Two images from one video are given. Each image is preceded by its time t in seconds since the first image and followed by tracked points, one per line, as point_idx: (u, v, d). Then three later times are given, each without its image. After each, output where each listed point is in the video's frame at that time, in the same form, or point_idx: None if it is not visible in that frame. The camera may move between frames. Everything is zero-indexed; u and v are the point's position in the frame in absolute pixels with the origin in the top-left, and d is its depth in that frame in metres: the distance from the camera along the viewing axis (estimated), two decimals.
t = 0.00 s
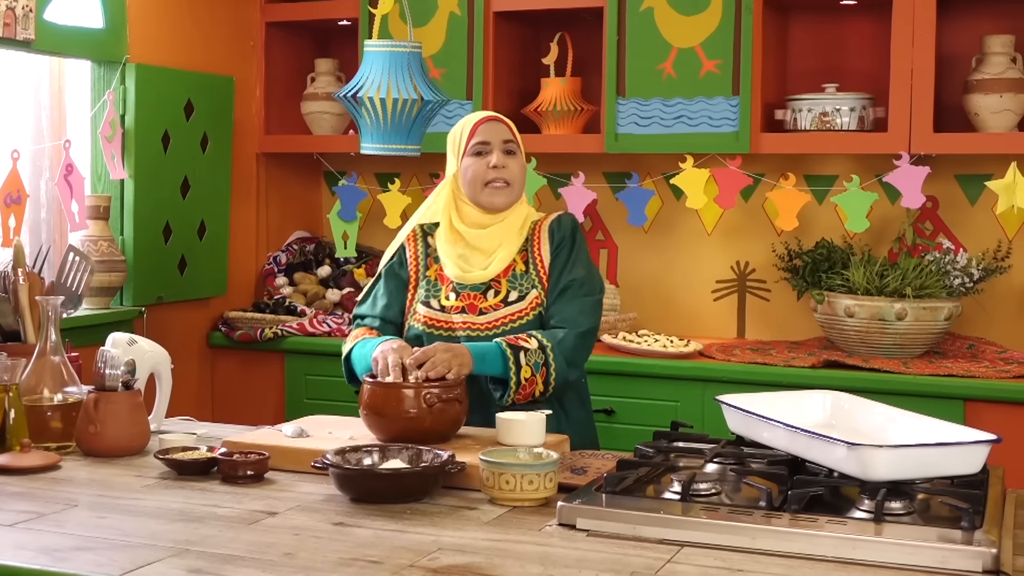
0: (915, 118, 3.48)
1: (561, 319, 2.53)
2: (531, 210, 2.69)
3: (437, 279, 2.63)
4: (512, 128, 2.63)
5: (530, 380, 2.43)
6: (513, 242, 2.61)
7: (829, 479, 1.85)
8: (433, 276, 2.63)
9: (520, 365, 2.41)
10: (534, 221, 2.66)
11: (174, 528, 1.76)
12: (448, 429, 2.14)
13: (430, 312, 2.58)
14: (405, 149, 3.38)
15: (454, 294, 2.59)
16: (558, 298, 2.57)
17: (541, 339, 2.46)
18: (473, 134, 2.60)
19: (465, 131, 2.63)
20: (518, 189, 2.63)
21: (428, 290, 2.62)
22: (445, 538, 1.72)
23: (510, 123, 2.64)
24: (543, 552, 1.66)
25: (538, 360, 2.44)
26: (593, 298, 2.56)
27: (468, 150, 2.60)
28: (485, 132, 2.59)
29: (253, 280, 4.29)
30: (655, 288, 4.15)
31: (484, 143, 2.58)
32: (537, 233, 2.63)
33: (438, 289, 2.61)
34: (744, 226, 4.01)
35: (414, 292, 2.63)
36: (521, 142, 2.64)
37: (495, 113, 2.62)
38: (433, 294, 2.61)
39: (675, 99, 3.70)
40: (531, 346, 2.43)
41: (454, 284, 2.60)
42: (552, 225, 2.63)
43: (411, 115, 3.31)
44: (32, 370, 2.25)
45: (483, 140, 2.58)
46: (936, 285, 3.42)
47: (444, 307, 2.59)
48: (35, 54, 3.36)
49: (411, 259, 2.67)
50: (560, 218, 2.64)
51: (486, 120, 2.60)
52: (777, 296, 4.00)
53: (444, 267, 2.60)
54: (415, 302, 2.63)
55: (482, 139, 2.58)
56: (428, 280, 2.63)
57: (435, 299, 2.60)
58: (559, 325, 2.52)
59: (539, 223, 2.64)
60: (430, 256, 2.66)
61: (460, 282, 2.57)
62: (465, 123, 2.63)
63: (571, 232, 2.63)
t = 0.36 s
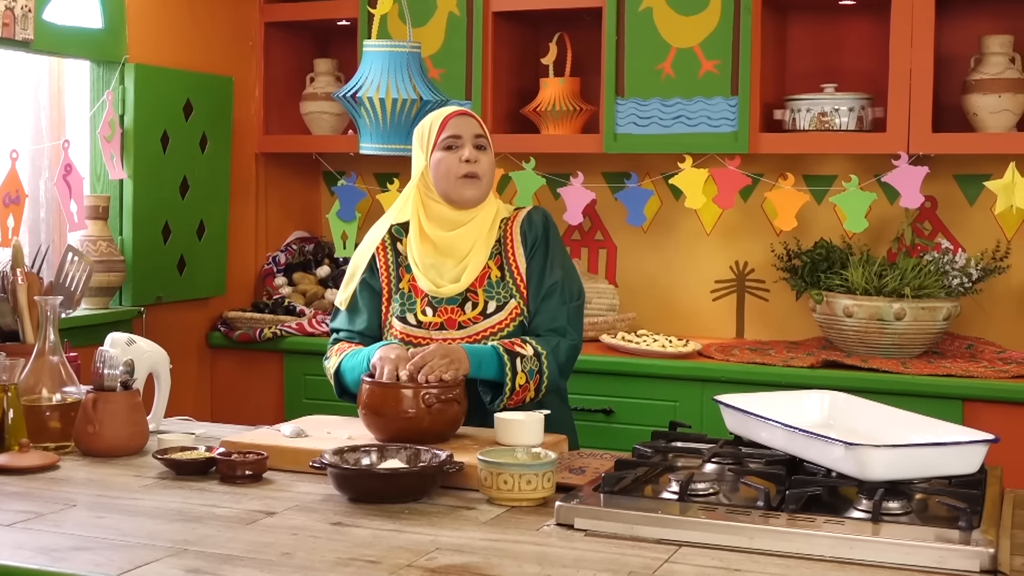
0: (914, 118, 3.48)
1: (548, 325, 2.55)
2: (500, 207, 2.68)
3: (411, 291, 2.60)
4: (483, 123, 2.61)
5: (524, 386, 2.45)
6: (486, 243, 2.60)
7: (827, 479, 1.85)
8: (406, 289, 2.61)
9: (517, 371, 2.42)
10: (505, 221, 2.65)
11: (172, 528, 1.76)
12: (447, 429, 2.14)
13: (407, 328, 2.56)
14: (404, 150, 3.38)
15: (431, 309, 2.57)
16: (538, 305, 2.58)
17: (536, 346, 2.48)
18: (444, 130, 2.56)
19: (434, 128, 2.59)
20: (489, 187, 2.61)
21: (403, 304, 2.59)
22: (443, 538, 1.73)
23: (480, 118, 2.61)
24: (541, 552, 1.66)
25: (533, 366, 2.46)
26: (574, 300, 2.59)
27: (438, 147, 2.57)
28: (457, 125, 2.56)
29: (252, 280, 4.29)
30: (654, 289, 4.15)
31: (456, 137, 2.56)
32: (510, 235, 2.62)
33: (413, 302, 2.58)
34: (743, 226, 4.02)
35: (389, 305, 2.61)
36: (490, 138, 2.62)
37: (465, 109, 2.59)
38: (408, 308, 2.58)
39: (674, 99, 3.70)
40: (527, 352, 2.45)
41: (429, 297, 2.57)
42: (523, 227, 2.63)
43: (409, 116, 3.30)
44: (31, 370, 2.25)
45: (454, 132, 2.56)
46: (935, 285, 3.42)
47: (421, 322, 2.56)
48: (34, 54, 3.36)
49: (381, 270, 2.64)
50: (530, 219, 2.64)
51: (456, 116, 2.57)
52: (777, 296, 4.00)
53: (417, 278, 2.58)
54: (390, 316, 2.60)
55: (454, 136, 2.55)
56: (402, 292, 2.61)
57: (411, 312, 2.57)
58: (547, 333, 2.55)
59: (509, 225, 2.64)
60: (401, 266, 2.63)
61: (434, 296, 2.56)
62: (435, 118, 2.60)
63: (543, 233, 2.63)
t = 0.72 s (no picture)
0: (913, 117, 3.48)
1: (545, 329, 2.56)
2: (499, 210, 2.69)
3: (406, 288, 2.60)
4: (478, 127, 2.58)
5: (521, 380, 2.44)
6: (485, 246, 2.61)
7: (825, 479, 1.85)
8: (401, 286, 2.60)
9: (516, 364, 2.43)
10: (504, 223, 2.65)
11: (170, 528, 1.76)
12: (444, 429, 2.14)
13: (402, 325, 2.56)
14: (402, 150, 3.38)
15: (426, 308, 2.57)
16: (536, 311, 2.58)
17: (536, 344, 2.49)
18: (438, 134, 2.55)
19: (429, 131, 2.58)
20: (485, 188, 2.61)
21: (397, 300, 2.59)
22: (441, 537, 1.73)
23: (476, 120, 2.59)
24: (538, 551, 1.66)
25: (532, 363, 2.46)
26: (570, 308, 2.60)
27: (433, 151, 2.56)
28: (450, 132, 2.54)
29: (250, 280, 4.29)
30: (653, 289, 4.16)
31: (450, 145, 2.54)
32: (508, 238, 2.63)
33: (408, 299, 2.59)
34: (742, 226, 4.02)
35: (383, 301, 2.60)
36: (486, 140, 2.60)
37: (460, 112, 2.56)
38: (402, 305, 2.58)
39: (673, 99, 3.70)
40: (527, 348, 2.46)
41: (425, 296, 2.58)
42: (522, 231, 2.64)
43: (408, 115, 3.31)
44: (30, 369, 2.25)
45: (448, 140, 2.54)
46: (933, 284, 3.43)
47: (416, 320, 2.57)
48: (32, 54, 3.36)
49: (376, 265, 2.62)
50: (528, 223, 2.66)
51: (452, 120, 2.55)
52: (776, 295, 4.00)
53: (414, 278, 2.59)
54: (384, 311, 2.60)
55: (448, 141, 2.54)
56: (396, 289, 2.60)
57: (406, 309, 2.58)
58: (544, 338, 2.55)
59: (507, 227, 2.64)
60: (397, 263, 2.63)
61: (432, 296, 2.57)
62: (430, 120, 2.58)
63: (540, 238, 2.65)
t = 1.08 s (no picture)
0: (911, 117, 3.49)
1: (540, 327, 2.54)
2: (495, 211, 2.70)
3: (402, 281, 2.60)
4: (475, 130, 2.61)
5: (518, 388, 2.44)
6: (482, 243, 2.61)
7: (823, 478, 1.85)
8: (398, 279, 2.60)
9: (511, 372, 2.42)
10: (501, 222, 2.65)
11: (168, 528, 1.76)
12: (442, 429, 2.15)
13: (399, 316, 2.56)
14: (401, 149, 3.38)
15: (423, 299, 2.57)
16: (533, 306, 2.58)
17: (530, 346, 2.48)
18: (435, 135, 2.57)
19: (425, 133, 2.60)
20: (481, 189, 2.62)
21: (394, 293, 2.59)
22: (438, 537, 1.73)
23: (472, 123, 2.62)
24: (536, 551, 1.67)
25: (527, 368, 2.45)
26: (566, 305, 2.59)
27: (429, 152, 2.58)
28: (446, 134, 2.57)
29: (249, 280, 4.29)
30: (652, 289, 4.16)
31: (446, 147, 2.56)
32: (505, 233, 2.63)
33: (405, 291, 2.58)
34: (742, 226, 4.02)
35: (379, 294, 2.60)
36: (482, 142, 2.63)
37: (457, 113, 2.59)
38: (399, 297, 2.58)
39: (672, 99, 3.70)
40: (520, 354, 2.44)
41: (422, 288, 2.57)
42: (519, 226, 2.64)
43: (407, 115, 3.31)
44: (28, 369, 2.26)
45: (444, 142, 2.56)
46: (932, 284, 3.43)
47: (413, 311, 2.57)
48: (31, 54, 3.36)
49: (372, 260, 2.63)
50: (525, 219, 2.66)
51: (448, 122, 2.58)
52: (774, 295, 4.00)
53: (409, 271, 2.59)
54: (380, 304, 2.60)
55: (444, 142, 2.56)
56: (393, 282, 2.60)
57: (402, 302, 2.58)
58: (539, 334, 2.53)
59: (505, 223, 2.65)
60: (393, 258, 2.63)
61: (427, 288, 2.57)
62: (426, 121, 2.60)
63: (537, 234, 2.65)
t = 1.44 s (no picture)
0: (910, 117, 3.49)
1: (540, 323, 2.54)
2: (491, 212, 2.69)
3: (398, 280, 2.61)
4: (463, 127, 2.57)
5: (517, 368, 2.45)
6: (478, 242, 2.61)
7: (820, 478, 1.86)
8: (394, 277, 2.61)
9: (511, 351, 2.44)
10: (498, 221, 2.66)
11: (166, 528, 1.76)
12: (440, 429, 2.15)
13: (394, 314, 2.57)
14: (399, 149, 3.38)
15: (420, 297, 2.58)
16: (531, 305, 2.57)
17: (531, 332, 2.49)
18: (423, 135, 2.55)
19: (414, 132, 2.57)
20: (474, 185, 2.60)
21: (390, 291, 2.60)
22: (436, 537, 1.73)
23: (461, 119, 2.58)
24: (533, 551, 1.67)
25: (527, 351, 2.46)
26: (564, 306, 2.58)
27: (419, 152, 2.56)
28: (434, 133, 2.54)
29: (248, 280, 4.29)
30: (651, 289, 4.16)
31: (434, 146, 2.54)
32: (502, 232, 2.63)
33: (401, 289, 2.60)
34: (741, 226, 4.02)
35: (375, 292, 2.61)
36: (472, 137, 2.60)
37: (444, 112, 2.56)
38: (395, 295, 2.59)
39: (670, 99, 3.70)
40: (523, 335, 2.46)
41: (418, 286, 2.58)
42: (517, 227, 2.64)
43: (406, 115, 3.31)
44: (26, 369, 2.26)
45: (432, 142, 2.54)
46: (930, 284, 3.43)
47: (409, 309, 2.58)
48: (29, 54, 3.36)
49: (368, 259, 2.63)
50: (523, 221, 2.66)
51: (435, 121, 2.55)
52: (773, 295, 4.00)
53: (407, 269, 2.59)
54: (375, 301, 2.61)
55: (433, 142, 2.54)
56: (389, 281, 2.61)
57: (399, 300, 2.59)
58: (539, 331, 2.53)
59: (501, 223, 2.65)
60: (390, 257, 2.63)
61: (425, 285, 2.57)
62: (415, 121, 2.58)
63: (535, 235, 2.65)
